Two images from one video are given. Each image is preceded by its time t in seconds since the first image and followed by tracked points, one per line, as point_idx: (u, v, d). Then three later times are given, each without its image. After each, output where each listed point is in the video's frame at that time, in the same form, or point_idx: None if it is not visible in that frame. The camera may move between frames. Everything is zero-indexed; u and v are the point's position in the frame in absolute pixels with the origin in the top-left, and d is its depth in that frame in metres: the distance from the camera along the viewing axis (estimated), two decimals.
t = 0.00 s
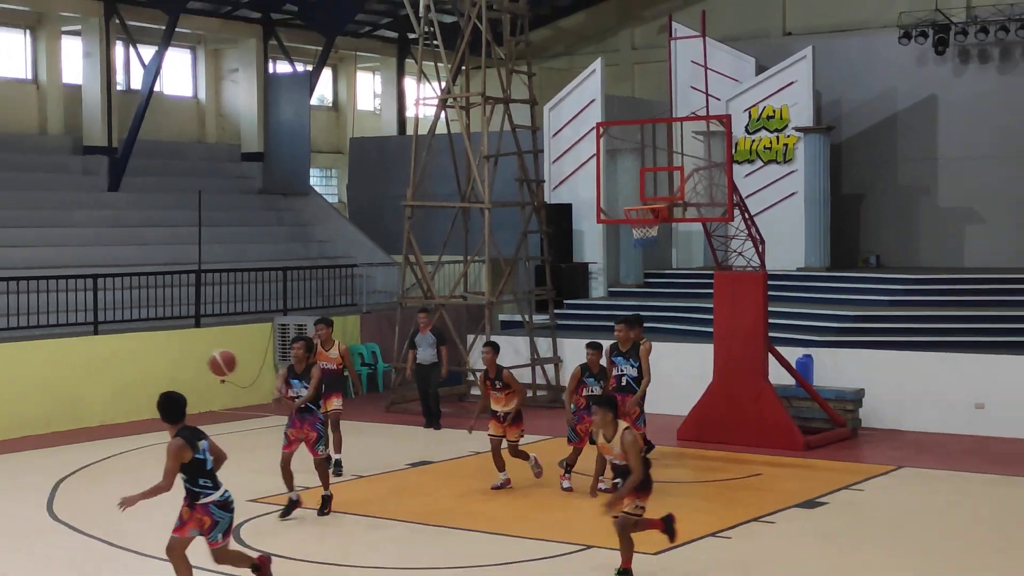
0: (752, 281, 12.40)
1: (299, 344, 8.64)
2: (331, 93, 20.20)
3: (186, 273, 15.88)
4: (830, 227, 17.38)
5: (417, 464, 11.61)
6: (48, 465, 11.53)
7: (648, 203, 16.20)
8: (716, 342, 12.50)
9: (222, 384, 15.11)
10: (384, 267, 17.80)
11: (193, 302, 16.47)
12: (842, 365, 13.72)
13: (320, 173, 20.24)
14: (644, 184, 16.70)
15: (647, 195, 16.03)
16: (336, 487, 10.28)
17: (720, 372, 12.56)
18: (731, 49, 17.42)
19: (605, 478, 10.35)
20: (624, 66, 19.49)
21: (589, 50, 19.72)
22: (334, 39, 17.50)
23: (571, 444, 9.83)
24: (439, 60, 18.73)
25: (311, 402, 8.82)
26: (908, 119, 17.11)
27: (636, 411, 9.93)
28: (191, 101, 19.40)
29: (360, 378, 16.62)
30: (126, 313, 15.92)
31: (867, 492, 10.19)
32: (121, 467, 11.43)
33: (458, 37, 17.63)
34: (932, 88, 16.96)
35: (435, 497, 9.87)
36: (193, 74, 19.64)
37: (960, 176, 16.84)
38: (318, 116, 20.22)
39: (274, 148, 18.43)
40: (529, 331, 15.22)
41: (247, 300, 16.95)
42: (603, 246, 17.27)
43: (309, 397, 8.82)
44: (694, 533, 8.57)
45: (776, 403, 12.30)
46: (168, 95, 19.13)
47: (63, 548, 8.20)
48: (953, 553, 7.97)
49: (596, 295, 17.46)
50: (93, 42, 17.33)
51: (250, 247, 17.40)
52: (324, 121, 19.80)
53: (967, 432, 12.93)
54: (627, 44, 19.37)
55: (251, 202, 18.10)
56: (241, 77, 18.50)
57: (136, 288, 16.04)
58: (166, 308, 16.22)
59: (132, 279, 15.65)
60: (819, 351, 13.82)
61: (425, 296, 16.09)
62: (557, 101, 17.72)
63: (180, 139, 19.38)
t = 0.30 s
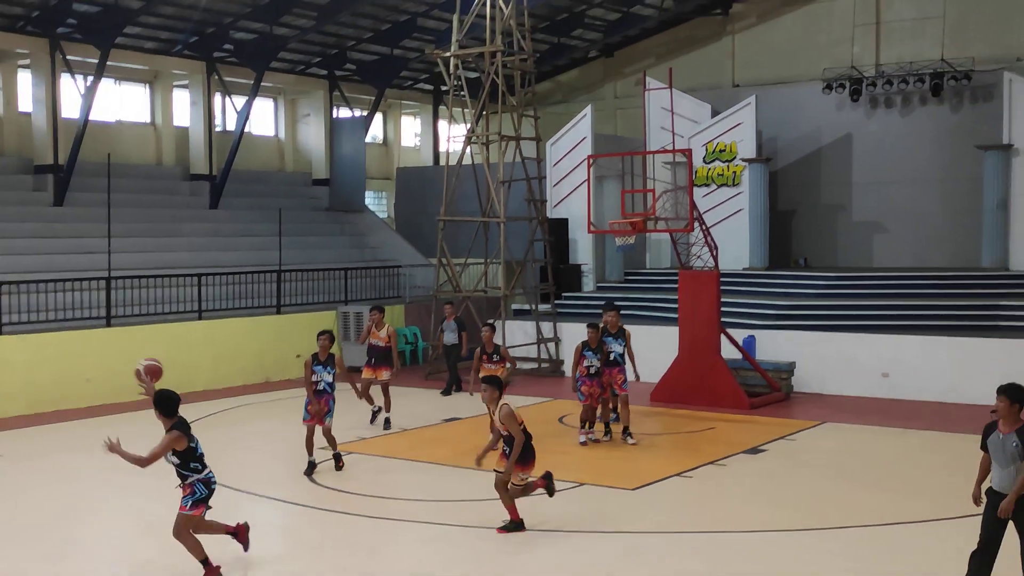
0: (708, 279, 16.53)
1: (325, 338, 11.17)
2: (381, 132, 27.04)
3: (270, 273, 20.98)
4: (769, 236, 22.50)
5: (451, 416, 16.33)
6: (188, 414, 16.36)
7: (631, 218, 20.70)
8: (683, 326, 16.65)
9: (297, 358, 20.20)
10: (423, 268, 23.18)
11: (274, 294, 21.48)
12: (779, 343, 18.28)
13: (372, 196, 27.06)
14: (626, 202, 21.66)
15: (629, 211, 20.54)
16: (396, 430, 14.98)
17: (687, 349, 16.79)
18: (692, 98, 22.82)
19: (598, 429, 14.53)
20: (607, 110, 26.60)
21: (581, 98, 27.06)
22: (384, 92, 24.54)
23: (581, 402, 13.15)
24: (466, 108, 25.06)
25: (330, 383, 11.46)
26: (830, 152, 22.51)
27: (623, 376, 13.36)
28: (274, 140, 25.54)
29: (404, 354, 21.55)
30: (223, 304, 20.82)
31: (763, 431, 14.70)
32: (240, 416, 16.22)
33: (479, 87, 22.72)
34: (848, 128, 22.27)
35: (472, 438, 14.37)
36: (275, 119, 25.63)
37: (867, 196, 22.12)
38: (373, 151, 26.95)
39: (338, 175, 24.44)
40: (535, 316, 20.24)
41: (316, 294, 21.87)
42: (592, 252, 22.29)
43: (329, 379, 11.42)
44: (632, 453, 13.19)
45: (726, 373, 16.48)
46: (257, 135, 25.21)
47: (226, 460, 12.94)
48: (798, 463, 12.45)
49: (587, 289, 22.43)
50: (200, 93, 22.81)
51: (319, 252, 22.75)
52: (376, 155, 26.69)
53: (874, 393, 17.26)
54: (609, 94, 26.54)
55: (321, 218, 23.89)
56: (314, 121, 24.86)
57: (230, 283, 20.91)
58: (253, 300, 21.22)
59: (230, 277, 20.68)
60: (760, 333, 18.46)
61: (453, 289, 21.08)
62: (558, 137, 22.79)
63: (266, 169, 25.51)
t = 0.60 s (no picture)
0: (713, 273, 17.25)
1: (329, 338, 11.42)
2: (396, 133, 27.87)
3: (289, 269, 21.76)
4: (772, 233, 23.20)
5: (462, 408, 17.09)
6: (211, 406, 17.16)
7: (638, 215, 21.39)
8: (689, 320, 17.34)
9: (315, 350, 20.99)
10: (437, 263, 24.06)
11: (293, 289, 22.18)
12: (782, 335, 18.95)
13: (388, 194, 27.89)
14: (633, 200, 22.24)
15: (636, 209, 21.25)
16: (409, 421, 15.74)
17: (692, 342, 17.48)
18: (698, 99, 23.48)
19: (608, 420, 15.27)
20: (616, 111, 27.30)
21: (591, 98, 27.83)
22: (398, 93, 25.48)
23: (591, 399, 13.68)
24: (478, 109, 25.82)
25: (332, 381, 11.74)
26: (831, 149, 23.14)
27: (638, 373, 13.89)
28: (293, 140, 26.49)
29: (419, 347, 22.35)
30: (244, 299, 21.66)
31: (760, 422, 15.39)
32: (260, 408, 17.01)
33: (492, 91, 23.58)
34: (849, 128, 22.92)
35: (487, 429, 15.13)
36: (294, 119, 26.57)
37: (867, 194, 22.76)
38: (389, 151, 27.79)
39: (355, 174, 25.26)
40: (547, 311, 20.95)
41: (334, 289, 22.69)
42: (601, 247, 23.03)
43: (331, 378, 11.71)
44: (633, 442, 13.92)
45: (731, 365, 17.15)
46: (276, 136, 26.07)
47: (248, 449, 13.72)
48: (791, 454, 13.12)
49: (595, 284, 23.18)
50: (221, 95, 23.61)
51: (336, 249, 23.52)
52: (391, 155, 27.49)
53: (876, 384, 17.93)
54: (619, 95, 27.25)
55: (339, 215, 24.74)
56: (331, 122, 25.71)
57: (251, 279, 21.74)
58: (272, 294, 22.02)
59: (249, 273, 21.50)
60: (765, 326, 19.14)
61: (466, 283, 21.90)
62: (567, 137, 23.54)
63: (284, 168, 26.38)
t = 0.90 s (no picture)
0: (744, 290, 17.15)
1: (355, 350, 12.06)
2: (428, 150, 28.04)
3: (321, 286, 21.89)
4: (805, 250, 23.05)
5: (495, 425, 17.09)
6: (245, 421, 17.27)
7: (669, 233, 21.29)
8: (721, 338, 17.16)
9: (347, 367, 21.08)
10: (469, 280, 24.13)
11: (326, 306, 22.30)
12: (815, 353, 18.83)
13: (419, 212, 28.02)
14: (664, 218, 22.14)
15: (667, 227, 21.15)
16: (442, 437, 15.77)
17: (724, 359, 17.34)
18: (730, 116, 23.45)
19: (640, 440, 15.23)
20: (646, 128, 27.32)
21: (622, 116, 27.87)
22: (431, 112, 25.65)
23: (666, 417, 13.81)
24: (510, 127, 25.93)
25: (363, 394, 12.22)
26: (865, 166, 23.01)
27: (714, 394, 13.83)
28: (326, 157, 26.72)
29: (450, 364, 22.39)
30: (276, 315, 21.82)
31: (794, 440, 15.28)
32: (293, 423, 17.11)
33: (524, 109, 23.66)
34: (883, 145, 22.79)
35: (520, 446, 15.13)
36: (328, 137, 26.81)
37: (902, 212, 22.59)
38: (421, 168, 27.96)
39: (387, 192, 25.40)
40: (579, 328, 20.94)
41: (366, 306, 22.79)
42: (633, 265, 22.99)
43: (389, 388, 11.98)
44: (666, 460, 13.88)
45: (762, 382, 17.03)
46: (309, 153, 26.31)
47: (283, 465, 13.80)
48: (827, 473, 13.01)
49: (627, 301, 23.15)
50: (255, 114, 23.84)
51: (368, 266, 23.64)
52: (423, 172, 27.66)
53: (911, 404, 17.74)
54: (650, 112, 27.27)
55: (372, 233, 24.90)
56: (363, 140, 25.90)
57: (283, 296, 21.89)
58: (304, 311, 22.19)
59: (282, 290, 21.65)
60: (797, 344, 19.03)
61: (498, 301, 21.93)
62: (599, 155, 23.58)
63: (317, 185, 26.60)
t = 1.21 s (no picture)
0: (743, 292, 17.08)
1: (358, 355, 12.11)
2: (427, 152, 28.04)
3: (320, 287, 21.89)
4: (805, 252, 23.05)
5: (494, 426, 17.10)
6: (244, 423, 17.29)
7: (667, 235, 21.28)
8: (719, 339, 17.20)
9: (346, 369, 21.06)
10: (468, 282, 24.13)
11: (325, 307, 22.28)
12: (813, 355, 18.84)
13: (418, 213, 28.04)
14: (663, 220, 22.11)
15: (666, 229, 21.13)
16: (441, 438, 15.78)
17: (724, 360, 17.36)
18: (729, 118, 23.46)
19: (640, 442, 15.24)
20: (646, 130, 27.33)
21: (621, 118, 27.87)
22: (430, 113, 25.65)
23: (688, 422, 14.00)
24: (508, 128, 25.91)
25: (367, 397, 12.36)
26: (863, 168, 23.01)
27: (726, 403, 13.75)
28: (325, 159, 26.71)
29: (450, 365, 22.39)
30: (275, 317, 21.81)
31: (793, 441, 15.32)
32: (292, 425, 17.12)
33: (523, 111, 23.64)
34: (882, 147, 22.78)
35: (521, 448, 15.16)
36: (327, 139, 26.81)
37: (901, 213, 22.60)
38: (420, 170, 27.98)
39: (386, 194, 25.39)
40: (577, 330, 20.93)
41: (365, 307, 22.78)
42: (632, 267, 22.98)
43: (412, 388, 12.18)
44: (663, 462, 13.92)
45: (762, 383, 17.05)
46: (308, 155, 26.31)
47: (282, 466, 13.80)
48: (825, 474, 13.02)
49: (626, 303, 23.14)
50: (254, 116, 23.81)
51: (367, 268, 23.62)
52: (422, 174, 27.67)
53: (909, 405, 17.75)
54: (649, 114, 27.26)
55: (371, 234, 24.89)
56: (362, 141, 25.88)
57: (281, 298, 21.88)
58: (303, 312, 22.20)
59: (281, 291, 21.64)
60: (796, 346, 19.05)
61: (497, 302, 21.91)
62: (598, 157, 23.57)
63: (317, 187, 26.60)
